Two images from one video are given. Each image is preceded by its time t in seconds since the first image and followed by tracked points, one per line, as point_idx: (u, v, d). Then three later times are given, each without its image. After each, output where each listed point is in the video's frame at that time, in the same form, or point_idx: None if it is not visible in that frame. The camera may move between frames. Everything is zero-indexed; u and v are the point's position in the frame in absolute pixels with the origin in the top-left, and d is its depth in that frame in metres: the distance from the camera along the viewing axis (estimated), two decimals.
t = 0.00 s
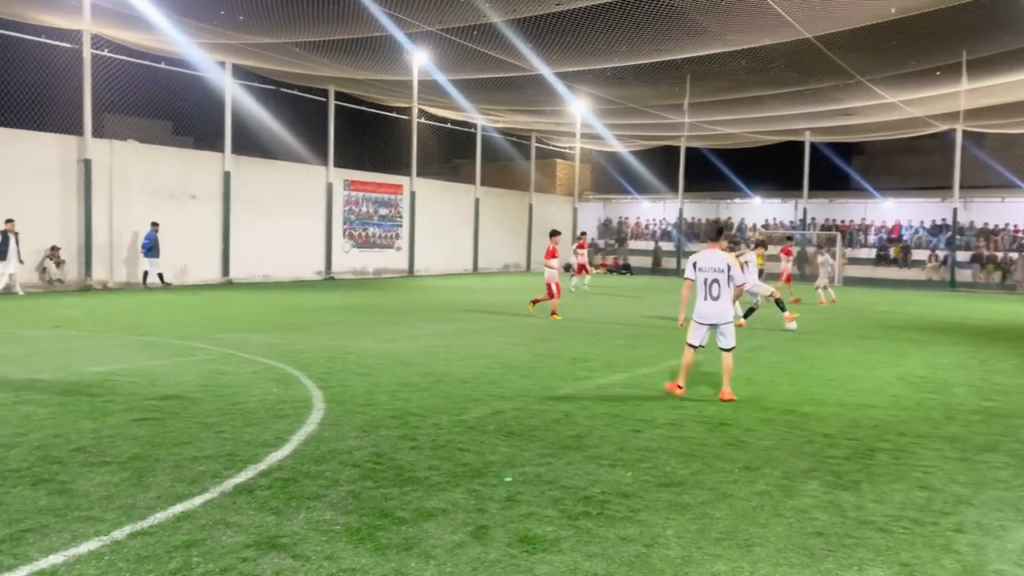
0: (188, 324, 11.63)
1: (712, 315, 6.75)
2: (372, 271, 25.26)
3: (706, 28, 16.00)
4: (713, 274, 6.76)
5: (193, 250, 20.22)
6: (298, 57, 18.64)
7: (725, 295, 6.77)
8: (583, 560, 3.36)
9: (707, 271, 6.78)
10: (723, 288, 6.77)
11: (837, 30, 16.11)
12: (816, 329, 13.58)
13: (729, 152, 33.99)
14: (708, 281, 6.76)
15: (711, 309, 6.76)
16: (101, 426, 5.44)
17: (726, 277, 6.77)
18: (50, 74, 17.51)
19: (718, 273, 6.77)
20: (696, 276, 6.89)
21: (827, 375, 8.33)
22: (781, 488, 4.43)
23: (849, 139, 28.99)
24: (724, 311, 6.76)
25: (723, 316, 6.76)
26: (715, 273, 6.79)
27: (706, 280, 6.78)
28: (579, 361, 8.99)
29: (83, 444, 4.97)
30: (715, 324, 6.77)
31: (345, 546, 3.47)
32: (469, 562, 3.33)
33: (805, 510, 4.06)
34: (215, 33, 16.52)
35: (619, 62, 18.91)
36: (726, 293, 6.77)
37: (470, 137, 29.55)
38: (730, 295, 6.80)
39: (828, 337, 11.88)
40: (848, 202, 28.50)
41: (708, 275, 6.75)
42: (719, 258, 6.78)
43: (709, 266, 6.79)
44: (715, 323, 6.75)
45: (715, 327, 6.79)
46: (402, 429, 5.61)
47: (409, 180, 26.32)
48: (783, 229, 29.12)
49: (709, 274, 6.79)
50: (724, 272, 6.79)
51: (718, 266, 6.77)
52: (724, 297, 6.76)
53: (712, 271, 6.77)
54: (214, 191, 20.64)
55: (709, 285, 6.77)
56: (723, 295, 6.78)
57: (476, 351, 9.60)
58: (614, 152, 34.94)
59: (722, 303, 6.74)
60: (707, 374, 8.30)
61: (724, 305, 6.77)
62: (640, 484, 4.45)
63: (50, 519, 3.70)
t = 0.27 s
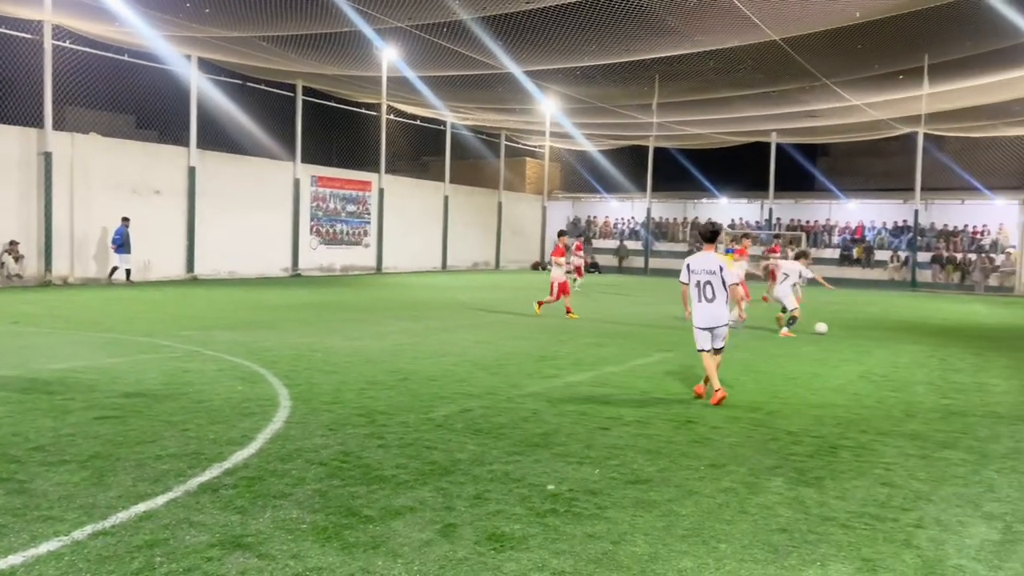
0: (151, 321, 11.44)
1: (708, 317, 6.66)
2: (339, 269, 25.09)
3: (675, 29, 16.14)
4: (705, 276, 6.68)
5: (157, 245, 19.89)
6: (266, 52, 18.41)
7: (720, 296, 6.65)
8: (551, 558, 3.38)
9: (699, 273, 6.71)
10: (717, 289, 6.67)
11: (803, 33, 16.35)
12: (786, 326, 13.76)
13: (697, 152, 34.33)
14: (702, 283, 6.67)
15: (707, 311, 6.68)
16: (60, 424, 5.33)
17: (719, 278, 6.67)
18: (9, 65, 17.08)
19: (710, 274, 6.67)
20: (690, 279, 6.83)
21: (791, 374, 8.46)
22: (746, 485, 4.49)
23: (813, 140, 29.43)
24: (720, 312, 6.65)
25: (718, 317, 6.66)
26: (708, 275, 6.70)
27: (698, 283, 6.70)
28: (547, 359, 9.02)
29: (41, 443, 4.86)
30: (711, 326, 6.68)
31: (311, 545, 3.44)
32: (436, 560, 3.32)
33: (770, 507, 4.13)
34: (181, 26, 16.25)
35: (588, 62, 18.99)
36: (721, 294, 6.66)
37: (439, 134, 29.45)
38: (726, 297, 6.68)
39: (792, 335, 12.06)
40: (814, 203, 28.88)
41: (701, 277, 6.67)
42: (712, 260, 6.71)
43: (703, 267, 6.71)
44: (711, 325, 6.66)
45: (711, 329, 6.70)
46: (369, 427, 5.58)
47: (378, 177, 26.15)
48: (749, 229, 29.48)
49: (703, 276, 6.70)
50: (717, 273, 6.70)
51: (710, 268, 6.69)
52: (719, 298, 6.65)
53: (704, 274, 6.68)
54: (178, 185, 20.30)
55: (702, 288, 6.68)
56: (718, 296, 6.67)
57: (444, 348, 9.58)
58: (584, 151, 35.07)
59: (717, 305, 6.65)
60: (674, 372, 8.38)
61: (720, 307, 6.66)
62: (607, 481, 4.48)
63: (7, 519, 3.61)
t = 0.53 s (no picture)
0: (112, 317, 11.23)
1: (699, 318, 6.72)
2: (306, 265, 24.87)
3: (643, 29, 16.24)
4: (698, 277, 6.74)
5: (119, 240, 19.52)
6: (231, 45, 18.15)
7: (712, 297, 6.71)
8: (517, 555, 3.39)
9: (693, 274, 6.76)
10: (710, 290, 6.72)
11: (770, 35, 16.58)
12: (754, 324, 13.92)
13: (664, 152, 34.64)
14: (693, 285, 6.75)
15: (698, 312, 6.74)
16: (17, 422, 5.21)
17: (713, 280, 6.71)
18: None
19: (703, 275, 6.73)
20: (683, 280, 6.89)
21: (754, 372, 8.58)
22: (711, 482, 4.55)
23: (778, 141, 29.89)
24: (712, 314, 6.69)
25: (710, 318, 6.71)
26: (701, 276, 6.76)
27: (690, 284, 6.77)
28: (515, 356, 9.05)
29: None
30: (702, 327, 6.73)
31: (276, 544, 3.40)
32: (403, 558, 3.31)
33: (734, 503, 4.18)
34: (145, 17, 15.95)
35: (558, 60, 19.04)
36: (713, 296, 6.72)
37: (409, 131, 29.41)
38: (718, 298, 6.73)
39: (756, 333, 12.24)
40: (780, 203, 29.16)
41: (693, 278, 6.74)
42: (705, 261, 6.76)
43: (697, 268, 6.76)
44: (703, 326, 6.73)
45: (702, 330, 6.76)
46: (336, 424, 5.55)
47: (346, 173, 25.95)
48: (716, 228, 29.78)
49: (696, 277, 6.76)
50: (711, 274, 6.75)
51: (704, 269, 6.74)
52: (711, 299, 6.71)
53: (698, 275, 6.74)
54: (141, 180, 19.93)
55: (694, 289, 6.74)
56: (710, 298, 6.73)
57: (411, 346, 9.55)
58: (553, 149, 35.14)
59: (708, 306, 6.70)
60: (640, 369, 8.45)
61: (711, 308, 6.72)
62: (574, 479, 4.51)
63: None
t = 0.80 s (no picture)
0: (72, 312, 11.00)
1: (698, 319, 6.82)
2: (272, 261, 24.60)
3: (613, 28, 16.33)
4: (699, 279, 6.83)
5: (80, 234, 19.11)
6: (197, 37, 17.87)
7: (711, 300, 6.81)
8: (484, 552, 3.40)
9: (694, 277, 6.87)
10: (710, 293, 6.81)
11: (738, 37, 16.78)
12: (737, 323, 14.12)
13: (633, 152, 34.86)
14: (695, 287, 6.83)
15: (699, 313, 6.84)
16: None
17: (712, 283, 6.79)
18: None
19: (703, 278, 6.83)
20: (686, 282, 6.97)
21: (720, 370, 8.69)
22: (677, 478, 4.60)
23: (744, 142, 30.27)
24: (713, 316, 6.77)
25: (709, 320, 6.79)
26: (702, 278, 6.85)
27: (692, 286, 6.85)
28: (483, 353, 9.05)
29: None
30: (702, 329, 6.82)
31: (240, 542, 3.37)
32: (369, 555, 3.30)
33: (699, 499, 4.24)
34: (108, 7, 15.63)
35: (528, 58, 19.05)
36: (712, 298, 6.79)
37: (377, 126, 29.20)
38: (719, 301, 6.80)
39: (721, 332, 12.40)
40: (746, 203, 29.53)
41: (695, 281, 6.82)
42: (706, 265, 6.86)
43: (698, 271, 6.84)
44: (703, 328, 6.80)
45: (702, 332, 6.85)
46: (302, 422, 5.50)
47: (313, 168, 25.69)
48: (683, 227, 30.05)
49: (698, 279, 6.83)
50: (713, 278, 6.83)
51: (704, 271, 6.85)
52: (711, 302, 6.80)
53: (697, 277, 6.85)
54: (104, 172, 19.54)
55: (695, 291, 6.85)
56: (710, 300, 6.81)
57: (379, 343, 9.51)
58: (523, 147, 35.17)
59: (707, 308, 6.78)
60: (608, 367, 8.52)
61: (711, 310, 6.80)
62: (540, 475, 4.53)
63: None
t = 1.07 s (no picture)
0: (38, 307, 10.81)
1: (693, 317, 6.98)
2: (243, 257, 24.34)
3: (588, 27, 16.37)
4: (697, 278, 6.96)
5: (46, 228, 18.76)
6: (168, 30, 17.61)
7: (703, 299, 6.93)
8: (456, 549, 3.40)
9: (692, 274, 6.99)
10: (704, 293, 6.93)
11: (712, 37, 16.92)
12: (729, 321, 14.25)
13: (607, 150, 35.03)
14: (691, 285, 6.95)
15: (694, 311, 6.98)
16: None
17: (711, 282, 6.89)
18: None
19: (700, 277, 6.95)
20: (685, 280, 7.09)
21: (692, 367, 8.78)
22: (649, 475, 4.64)
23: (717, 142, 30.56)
24: (704, 315, 6.87)
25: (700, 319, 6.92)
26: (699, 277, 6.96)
27: (689, 284, 6.97)
28: (457, 351, 9.05)
29: None
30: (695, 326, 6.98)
31: (210, 540, 3.34)
32: (341, 552, 3.29)
33: (670, 496, 4.28)
34: None
35: (503, 55, 19.03)
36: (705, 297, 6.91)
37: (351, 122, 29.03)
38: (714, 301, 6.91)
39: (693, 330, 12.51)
40: (717, 203, 30.03)
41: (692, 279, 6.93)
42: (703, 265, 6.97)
43: (696, 270, 6.95)
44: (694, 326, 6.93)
45: (694, 330, 7.00)
46: (273, 419, 5.46)
47: (286, 164, 25.46)
48: (656, 226, 30.22)
49: (696, 278, 6.95)
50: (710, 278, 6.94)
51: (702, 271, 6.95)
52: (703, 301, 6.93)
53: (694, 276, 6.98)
54: (71, 165, 19.19)
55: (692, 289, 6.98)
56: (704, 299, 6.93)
57: (353, 340, 9.46)
58: (497, 145, 35.16)
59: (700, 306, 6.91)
60: (581, 364, 8.56)
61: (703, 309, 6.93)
62: (514, 472, 4.55)
63: None
